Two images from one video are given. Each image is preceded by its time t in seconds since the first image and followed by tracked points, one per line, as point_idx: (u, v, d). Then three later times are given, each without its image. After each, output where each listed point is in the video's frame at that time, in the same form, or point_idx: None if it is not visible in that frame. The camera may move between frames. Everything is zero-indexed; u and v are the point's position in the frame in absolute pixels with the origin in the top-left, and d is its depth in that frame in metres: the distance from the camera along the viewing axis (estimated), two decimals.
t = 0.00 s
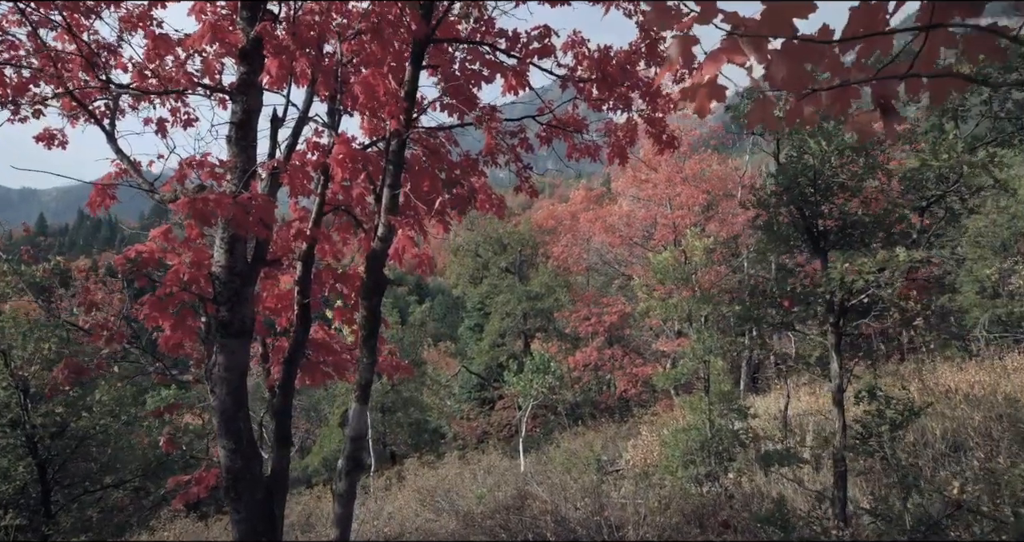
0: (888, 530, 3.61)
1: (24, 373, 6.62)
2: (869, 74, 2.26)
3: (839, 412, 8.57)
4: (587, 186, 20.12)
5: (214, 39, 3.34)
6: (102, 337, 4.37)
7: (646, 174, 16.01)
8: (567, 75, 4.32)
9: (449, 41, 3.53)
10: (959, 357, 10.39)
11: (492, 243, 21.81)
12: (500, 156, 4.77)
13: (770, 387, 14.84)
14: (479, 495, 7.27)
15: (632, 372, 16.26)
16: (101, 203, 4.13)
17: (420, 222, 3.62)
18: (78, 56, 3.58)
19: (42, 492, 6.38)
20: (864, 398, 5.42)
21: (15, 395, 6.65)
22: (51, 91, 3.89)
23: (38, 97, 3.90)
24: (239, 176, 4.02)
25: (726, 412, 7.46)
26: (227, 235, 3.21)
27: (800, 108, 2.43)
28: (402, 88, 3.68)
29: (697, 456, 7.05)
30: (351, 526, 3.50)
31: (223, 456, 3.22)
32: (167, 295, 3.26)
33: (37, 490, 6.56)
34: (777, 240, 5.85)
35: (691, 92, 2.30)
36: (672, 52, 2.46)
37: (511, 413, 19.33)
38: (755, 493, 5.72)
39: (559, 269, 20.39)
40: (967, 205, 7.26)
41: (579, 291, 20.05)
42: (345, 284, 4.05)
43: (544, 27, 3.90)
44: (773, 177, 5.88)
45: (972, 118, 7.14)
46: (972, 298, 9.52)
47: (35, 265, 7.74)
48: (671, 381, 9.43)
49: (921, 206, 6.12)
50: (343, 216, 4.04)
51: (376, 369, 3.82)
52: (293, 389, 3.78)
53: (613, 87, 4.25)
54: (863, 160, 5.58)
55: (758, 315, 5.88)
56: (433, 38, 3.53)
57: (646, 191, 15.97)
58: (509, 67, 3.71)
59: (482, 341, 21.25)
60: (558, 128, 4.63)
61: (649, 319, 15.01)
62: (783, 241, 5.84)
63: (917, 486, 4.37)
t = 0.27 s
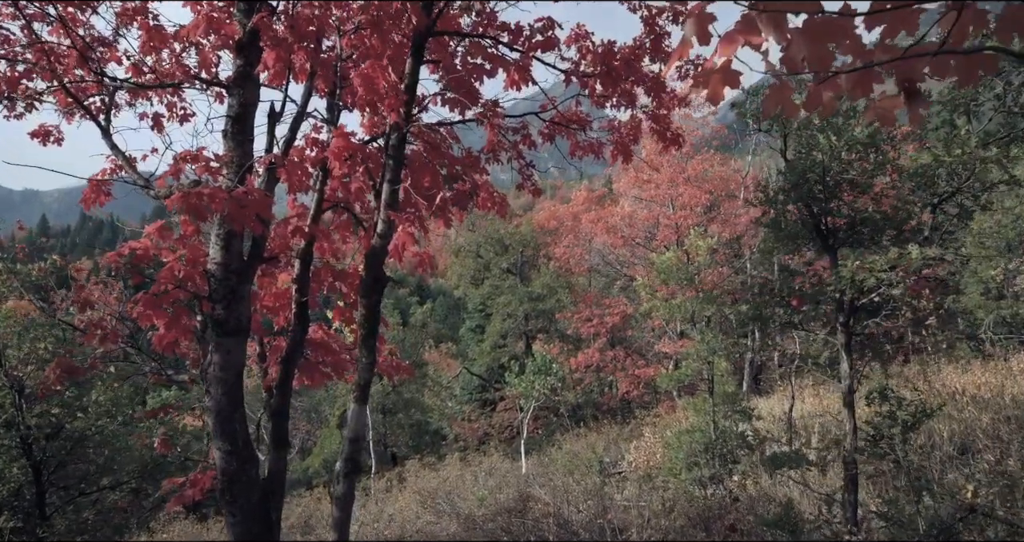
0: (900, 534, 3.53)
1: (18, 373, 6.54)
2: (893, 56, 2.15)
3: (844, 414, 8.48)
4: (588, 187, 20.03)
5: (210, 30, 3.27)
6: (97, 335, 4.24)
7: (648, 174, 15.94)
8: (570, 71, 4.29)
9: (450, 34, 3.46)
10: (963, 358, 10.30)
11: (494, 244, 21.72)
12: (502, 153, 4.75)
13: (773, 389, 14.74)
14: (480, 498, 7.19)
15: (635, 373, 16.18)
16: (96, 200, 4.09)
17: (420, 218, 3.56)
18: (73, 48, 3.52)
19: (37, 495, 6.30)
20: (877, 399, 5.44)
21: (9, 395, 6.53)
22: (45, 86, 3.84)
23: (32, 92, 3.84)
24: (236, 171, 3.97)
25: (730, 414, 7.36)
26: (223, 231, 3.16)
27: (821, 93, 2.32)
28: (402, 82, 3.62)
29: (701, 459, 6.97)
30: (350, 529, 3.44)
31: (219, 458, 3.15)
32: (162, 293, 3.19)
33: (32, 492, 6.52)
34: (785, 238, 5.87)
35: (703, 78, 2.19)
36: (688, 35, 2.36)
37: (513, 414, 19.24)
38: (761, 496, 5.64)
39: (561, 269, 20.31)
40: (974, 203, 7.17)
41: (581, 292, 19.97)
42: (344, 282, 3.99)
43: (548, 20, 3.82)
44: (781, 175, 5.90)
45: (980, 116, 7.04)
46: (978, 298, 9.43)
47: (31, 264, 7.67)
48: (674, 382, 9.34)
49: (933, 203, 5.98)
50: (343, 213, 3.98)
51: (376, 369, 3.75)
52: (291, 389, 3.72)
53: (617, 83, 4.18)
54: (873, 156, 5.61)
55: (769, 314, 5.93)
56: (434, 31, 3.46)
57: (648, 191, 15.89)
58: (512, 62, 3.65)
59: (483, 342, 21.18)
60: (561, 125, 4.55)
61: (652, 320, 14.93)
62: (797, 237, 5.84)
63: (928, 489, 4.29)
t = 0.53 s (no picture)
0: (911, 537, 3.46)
1: (14, 374, 6.48)
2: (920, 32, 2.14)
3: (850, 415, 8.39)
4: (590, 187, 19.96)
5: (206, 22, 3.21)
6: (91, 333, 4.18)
7: (650, 173, 15.86)
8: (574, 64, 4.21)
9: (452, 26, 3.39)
10: (970, 358, 10.22)
11: (495, 244, 21.64)
12: (505, 149, 4.70)
13: (777, 389, 14.66)
14: (483, 499, 7.12)
15: (637, 374, 16.12)
16: (92, 196, 4.03)
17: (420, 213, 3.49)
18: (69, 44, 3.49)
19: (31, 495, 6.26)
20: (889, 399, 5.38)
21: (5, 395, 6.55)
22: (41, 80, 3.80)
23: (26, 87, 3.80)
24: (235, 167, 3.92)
25: (735, 415, 7.29)
26: (218, 227, 3.14)
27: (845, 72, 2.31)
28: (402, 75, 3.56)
29: (705, 460, 6.89)
30: (348, 532, 3.38)
31: (214, 459, 3.09)
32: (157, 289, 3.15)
33: (28, 493, 6.51)
34: (795, 235, 5.72)
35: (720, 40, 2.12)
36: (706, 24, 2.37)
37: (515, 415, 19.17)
38: (768, 498, 5.56)
39: (563, 270, 20.24)
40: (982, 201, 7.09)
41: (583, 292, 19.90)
42: (343, 279, 3.95)
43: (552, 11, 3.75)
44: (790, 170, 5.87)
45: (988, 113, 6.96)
46: (984, 299, 9.36)
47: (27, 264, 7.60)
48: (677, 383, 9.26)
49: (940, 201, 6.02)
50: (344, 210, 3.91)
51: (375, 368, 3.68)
52: (289, 389, 3.65)
53: (622, 77, 4.10)
54: (882, 151, 5.55)
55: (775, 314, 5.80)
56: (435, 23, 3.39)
57: (651, 191, 15.82)
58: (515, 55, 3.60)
59: (485, 342, 21.12)
60: (565, 121, 4.47)
61: (655, 321, 14.85)
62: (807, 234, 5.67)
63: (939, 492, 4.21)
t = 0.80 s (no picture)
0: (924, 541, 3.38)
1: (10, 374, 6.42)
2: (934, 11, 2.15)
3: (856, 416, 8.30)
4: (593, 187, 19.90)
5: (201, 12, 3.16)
6: (85, 332, 4.11)
7: (653, 173, 15.78)
8: (579, 58, 4.16)
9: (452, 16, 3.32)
10: (976, 359, 10.12)
11: (497, 244, 21.59)
12: (507, 145, 4.66)
13: (781, 391, 14.58)
14: (485, 501, 7.05)
15: (640, 375, 16.05)
16: (86, 192, 3.94)
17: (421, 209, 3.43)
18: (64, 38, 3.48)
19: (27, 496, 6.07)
20: (901, 401, 5.16)
21: None
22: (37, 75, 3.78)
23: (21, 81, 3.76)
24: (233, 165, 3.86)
25: (740, 416, 7.20)
26: (215, 223, 3.07)
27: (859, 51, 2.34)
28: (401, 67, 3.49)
29: (710, 462, 6.80)
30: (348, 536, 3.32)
31: (209, 460, 3.02)
32: (151, 287, 3.09)
33: (22, 495, 6.33)
34: (804, 232, 5.80)
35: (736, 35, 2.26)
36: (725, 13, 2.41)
37: (517, 416, 19.09)
38: (775, 501, 5.48)
39: (565, 270, 20.18)
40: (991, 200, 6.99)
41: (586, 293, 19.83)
42: (343, 277, 3.90)
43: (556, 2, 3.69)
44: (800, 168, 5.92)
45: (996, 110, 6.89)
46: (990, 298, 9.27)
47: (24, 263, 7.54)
48: (681, 383, 9.18)
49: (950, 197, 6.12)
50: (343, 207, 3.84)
51: (374, 366, 3.61)
52: (287, 389, 3.58)
53: (626, 71, 4.04)
54: (896, 145, 5.58)
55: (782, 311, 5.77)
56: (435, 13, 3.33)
57: (654, 191, 15.75)
58: (517, 47, 3.54)
59: (487, 343, 21.06)
60: (568, 118, 4.41)
61: (658, 321, 14.78)
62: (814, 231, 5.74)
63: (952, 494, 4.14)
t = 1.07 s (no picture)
0: None
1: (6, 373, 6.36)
2: None
3: (863, 417, 8.20)
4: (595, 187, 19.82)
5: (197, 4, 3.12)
6: (78, 330, 4.05)
7: (656, 173, 15.70)
8: (584, 52, 4.09)
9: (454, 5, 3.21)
10: (984, 359, 10.01)
11: (499, 245, 21.53)
12: (510, 142, 4.61)
13: (785, 392, 14.48)
14: (487, 502, 6.97)
15: (643, 376, 15.97)
16: (80, 188, 3.88)
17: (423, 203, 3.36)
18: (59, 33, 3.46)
19: (21, 499, 5.85)
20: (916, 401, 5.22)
21: None
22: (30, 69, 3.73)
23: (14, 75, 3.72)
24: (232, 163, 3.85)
25: (745, 417, 7.12)
26: (210, 218, 3.08)
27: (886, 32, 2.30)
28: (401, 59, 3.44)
29: (715, 464, 6.72)
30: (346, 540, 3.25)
31: (205, 462, 2.99)
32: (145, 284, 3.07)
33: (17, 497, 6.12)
34: (810, 229, 5.90)
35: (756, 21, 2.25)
36: None
37: (519, 417, 19.01)
38: (783, 503, 5.43)
39: (567, 270, 20.10)
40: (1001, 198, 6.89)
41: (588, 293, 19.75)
42: (341, 274, 3.75)
43: None
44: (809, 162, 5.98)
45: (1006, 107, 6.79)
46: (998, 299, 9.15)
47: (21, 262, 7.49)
48: (685, 384, 9.11)
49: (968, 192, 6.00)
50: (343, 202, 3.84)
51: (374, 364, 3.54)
52: (285, 389, 3.53)
53: (632, 64, 3.97)
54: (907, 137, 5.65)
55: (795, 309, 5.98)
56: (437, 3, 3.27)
57: (657, 191, 15.67)
58: (522, 41, 3.50)
59: (488, 344, 21.00)
60: (573, 113, 4.35)
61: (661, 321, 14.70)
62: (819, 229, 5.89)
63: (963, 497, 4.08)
